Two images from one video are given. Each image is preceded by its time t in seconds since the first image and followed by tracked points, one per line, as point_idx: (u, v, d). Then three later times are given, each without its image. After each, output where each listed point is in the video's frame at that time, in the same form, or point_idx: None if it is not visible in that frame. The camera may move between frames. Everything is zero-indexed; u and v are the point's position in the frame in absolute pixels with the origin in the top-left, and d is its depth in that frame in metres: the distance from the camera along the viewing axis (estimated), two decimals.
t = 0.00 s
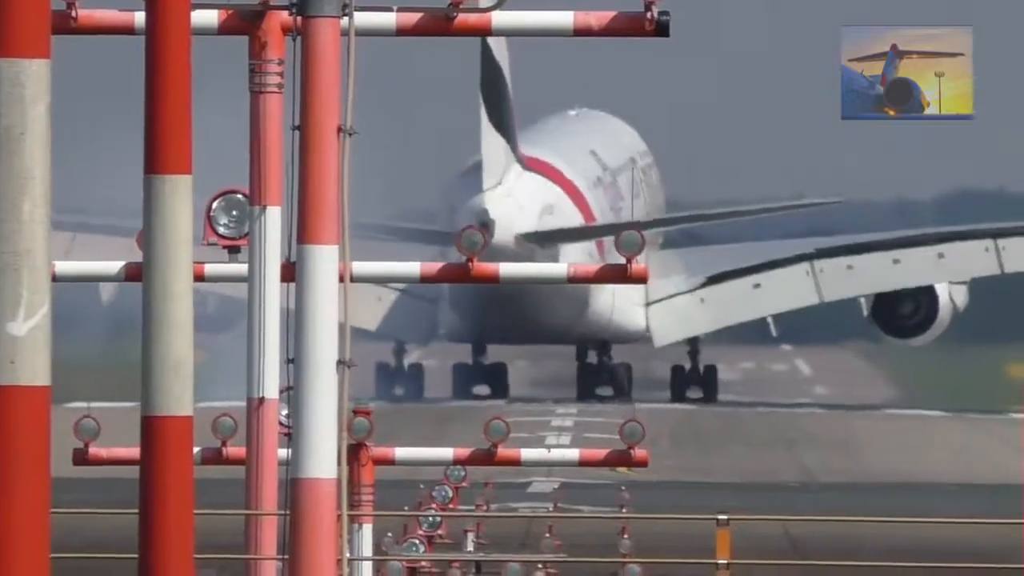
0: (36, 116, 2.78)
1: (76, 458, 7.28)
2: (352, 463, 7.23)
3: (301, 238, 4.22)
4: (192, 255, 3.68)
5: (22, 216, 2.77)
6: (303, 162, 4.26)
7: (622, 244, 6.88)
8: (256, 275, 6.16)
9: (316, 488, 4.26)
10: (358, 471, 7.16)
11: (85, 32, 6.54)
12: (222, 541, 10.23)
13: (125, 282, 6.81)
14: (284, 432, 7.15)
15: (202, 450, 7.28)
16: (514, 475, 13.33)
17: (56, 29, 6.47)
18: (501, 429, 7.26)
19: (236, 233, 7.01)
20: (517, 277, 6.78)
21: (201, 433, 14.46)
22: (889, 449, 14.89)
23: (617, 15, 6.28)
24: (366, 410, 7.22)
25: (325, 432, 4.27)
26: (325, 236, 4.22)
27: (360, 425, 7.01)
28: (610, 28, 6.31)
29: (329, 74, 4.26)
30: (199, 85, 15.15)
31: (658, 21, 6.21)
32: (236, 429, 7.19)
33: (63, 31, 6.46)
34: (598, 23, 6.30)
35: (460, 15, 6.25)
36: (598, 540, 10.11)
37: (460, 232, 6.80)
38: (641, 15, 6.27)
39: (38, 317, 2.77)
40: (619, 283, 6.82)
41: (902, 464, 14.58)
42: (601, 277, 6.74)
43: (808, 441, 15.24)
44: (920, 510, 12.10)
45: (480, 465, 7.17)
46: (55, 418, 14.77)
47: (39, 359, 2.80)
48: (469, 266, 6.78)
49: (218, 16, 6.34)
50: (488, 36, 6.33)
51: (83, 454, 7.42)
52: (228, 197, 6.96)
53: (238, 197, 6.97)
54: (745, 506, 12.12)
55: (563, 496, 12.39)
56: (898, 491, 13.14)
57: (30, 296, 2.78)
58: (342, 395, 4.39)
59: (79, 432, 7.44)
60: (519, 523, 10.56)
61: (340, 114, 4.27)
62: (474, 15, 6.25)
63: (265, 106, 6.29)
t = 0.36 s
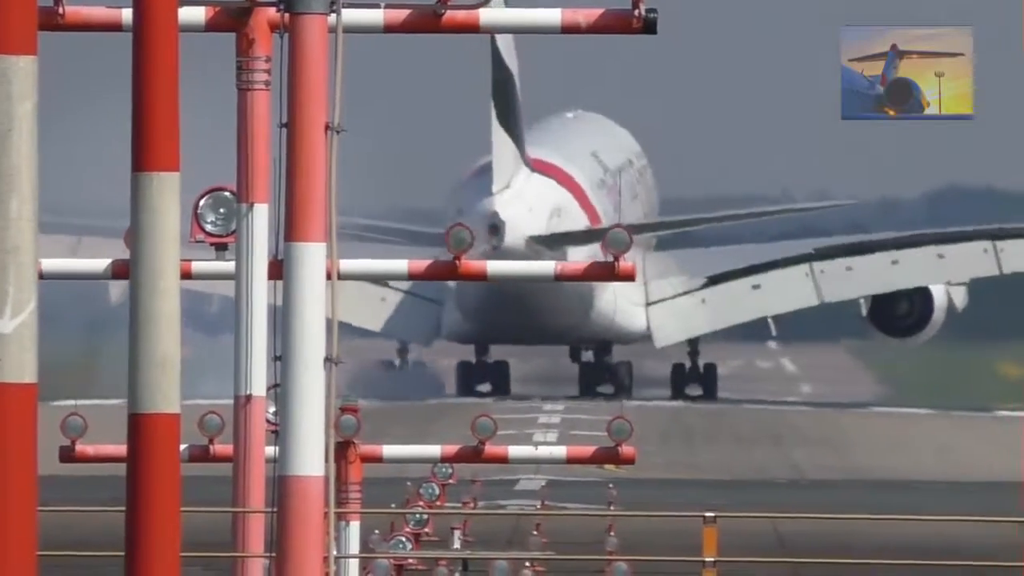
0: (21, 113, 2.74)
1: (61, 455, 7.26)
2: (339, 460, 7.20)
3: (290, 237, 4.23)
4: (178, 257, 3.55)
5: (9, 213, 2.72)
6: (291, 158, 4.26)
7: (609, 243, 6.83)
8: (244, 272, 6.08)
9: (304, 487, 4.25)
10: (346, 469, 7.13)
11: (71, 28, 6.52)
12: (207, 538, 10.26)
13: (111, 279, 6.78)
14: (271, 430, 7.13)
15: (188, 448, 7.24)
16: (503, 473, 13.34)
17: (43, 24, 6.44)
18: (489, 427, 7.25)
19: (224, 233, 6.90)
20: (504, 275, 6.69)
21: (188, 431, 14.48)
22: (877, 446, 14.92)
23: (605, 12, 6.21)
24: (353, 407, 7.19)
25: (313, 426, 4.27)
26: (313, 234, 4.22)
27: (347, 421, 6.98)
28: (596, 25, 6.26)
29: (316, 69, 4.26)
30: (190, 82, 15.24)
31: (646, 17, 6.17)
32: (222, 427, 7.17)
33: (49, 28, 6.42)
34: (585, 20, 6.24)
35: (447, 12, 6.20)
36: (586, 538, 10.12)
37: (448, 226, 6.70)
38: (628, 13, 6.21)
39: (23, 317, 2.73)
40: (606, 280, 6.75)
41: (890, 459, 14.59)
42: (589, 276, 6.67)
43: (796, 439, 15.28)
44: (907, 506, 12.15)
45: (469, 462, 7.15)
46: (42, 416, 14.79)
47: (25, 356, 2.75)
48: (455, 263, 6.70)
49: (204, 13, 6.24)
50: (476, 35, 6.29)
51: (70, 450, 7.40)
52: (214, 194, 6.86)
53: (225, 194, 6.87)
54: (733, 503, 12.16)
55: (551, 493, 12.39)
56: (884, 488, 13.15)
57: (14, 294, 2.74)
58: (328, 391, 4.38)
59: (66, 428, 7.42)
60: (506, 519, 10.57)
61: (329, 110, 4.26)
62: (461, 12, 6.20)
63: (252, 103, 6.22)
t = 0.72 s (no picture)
0: None
1: (44, 451, 7.24)
2: (322, 456, 7.16)
3: (272, 233, 4.21)
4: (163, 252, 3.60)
5: None
6: (275, 154, 4.24)
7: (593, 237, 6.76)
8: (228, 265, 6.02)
9: (287, 480, 4.26)
10: (330, 464, 7.09)
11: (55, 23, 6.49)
12: (189, 533, 10.27)
13: (94, 273, 6.75)
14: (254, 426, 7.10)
15: (171, 444, 7.21)
16: (487, 468, 13.36)
17: (26, 21, 6.39)
18: (472, 422, 7.24)
19: (207, 227, 6.84)
20: (490, 268, 6.60)
21: (173, 426, 14.50)
22: (860, 442, 14.94)
23: (588, 7, 6.14)
24: (336, 403, 7.16)
25: (296, 422, 4.26)
26: (296, 229, 4.21)
27: (331, 417, 6.94)
28: (580, 20, 6.16)
29: (300, 65, 4.22)
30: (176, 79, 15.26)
31: (630, 13, 6.09)
32: (205, 422, 7.14)
33: (33, 22, 6.39)
34: (570, 14, 6.15)
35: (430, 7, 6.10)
36: (569, 532, 10.12)
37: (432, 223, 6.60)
38: (612, 9, 6.13)
39: None
40: (590, 274, 6.69)
41: (873, 454, 14.60)
42: (573, 269, 6.61)
43: (779, 436, 15.30)
44: (887, 501, 12.17)
45: (452, 457, 7.13)
46: (28, 412, 14.81)
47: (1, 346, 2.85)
48: (440, 257, 6.61)
49: (188, 9, 6.16)
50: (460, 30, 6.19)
51: (53, 446, 7.39)
52: (197, 188, 6.80)
53: (208, 188, 6.81)
54: (715, 498, 12.17)
55: (535, 488, 12.39)
56: (864, 483, 13.16)
57: None
58: (312, 386, 4.37)
59: (50, 424, 7.40)
60: (488, 515, 10.59)
61: (311, 106, 4.24)
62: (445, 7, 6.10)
63: (237, 99, 6.11)
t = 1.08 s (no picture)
0: None
1: (24, 447, 7.22)
2: (302, 453, 7.13)
3: (251, 230, 4.20)
4: (141, 249, 3.59)
5: None
6: (254, 150, 4.23)
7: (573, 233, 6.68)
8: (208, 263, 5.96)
9: (267, 479, 4.26)
10: (309, 463, 7.06)
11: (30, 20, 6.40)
12: (167, 529, 10.28)
13: (74, 269, 6.75)
14: (233, 423, 7.08)
15: (151, 441, 7.20)
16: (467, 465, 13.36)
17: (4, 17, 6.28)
18: (452, 419, 7.23)
19: (187, 223, 6.79)
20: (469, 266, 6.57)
21: (153, 423, 14.50)
22: (841, 439, 14.97)
23: (568, 4, 6.10)
24: (316, 400, 7.14)
25: (277, 422, 4.25)
26: (275, 226, 4.19)
27: (312, 414, 6.91)
28: (560, 16, 6.12)
29: (279, 62, 4.21)
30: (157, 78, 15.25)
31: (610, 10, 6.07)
32: (184, 419, 7.13)
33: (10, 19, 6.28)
34: (550, 11, 6.11)
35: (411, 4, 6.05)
36: (550, 530, 10.11)
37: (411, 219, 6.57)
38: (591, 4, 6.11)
39: None
40: (568, 272, 6.65)
41: (853, 451, 14.59)
42: (554, 267, 6.55)
43: (759, 432, 15.31)
44: (865, 498, 12.17)
45: (431, 454, 7.10)
46: (9, 409, 14.81)
47: None
48: (421, 255, 6.56)
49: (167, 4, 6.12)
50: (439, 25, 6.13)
51: (32, 443, 7.38)
52: (178, 184, 6.72)
53: (188, 185, 6.73)
54: (696, 495, 12.16)
55: (513, 485, 12.39)
56: (844, 480, 13.16)
57: None
58: (292, 385, 4.36)
59: (29, 421, 7.39)
60: (469, 511, 10.59)
61: (290, 103, 4.23)
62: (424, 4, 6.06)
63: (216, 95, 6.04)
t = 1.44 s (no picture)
0: None
1: None
2: (276, 451, 7.10)
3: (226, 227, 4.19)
4: (115, 247, 3.56)
5: None
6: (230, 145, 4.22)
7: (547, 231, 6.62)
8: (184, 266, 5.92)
9: (242, 477, 4.24)
10: (283, 460, 7.01)
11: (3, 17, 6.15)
12: (142, 528, 10.26)
13: (46, 267, 6.67)
14: (205, 421, 7.04)
15: (125, 438, 7.16)
16: (440, 462, 13.33)
17: None
18: (426, 416, 7.20)
19: (161, 221, 6.59)
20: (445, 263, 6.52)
21: (125, 421, 14.49)
22: (814, 436, 14.99)
23: (544, 1, 5.88)
24: (291, 398, 7.09)
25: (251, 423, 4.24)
26: (250, 224, 4.19)
27: (285, 412, 6.86)
28: (535, 15, 5.90)
29: (255, 59, 4.19)
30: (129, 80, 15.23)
31: (585, 6, 5.83)
32: (157, 416, 7.10)
33: None
34: (525, 8, 5.88)
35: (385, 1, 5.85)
36: (525, 527, 10.12)
37: (386, 217, 6.55)
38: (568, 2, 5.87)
39: None
40: (545, 267, 6.58)
41: (828, 449, 14.58)
42: (527, 264, 6.48)
43: (732, 430, 15.32)
44: (838, 495, 12.16)
45: (404, 449, 7.08)
46: None
47: None
48: (395, 252, 6.53)
49: (142, 1, 6.07)
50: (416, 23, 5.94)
51: (6, 441, 7.37)
52: (151, 182, 6.52)
53: (162, 181, 6.53)
54: (671, 492, 12.15)
55: (487, 482, 12.40)
56: (819, 478, 13.15)
57: None
58: (266, 380, 4.36)
59: (2, 420, 7.37)
60: (445, 508, 10.58)
61: (266, 101, 4.21)
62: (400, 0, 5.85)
63: (190, 92, 6.01)
